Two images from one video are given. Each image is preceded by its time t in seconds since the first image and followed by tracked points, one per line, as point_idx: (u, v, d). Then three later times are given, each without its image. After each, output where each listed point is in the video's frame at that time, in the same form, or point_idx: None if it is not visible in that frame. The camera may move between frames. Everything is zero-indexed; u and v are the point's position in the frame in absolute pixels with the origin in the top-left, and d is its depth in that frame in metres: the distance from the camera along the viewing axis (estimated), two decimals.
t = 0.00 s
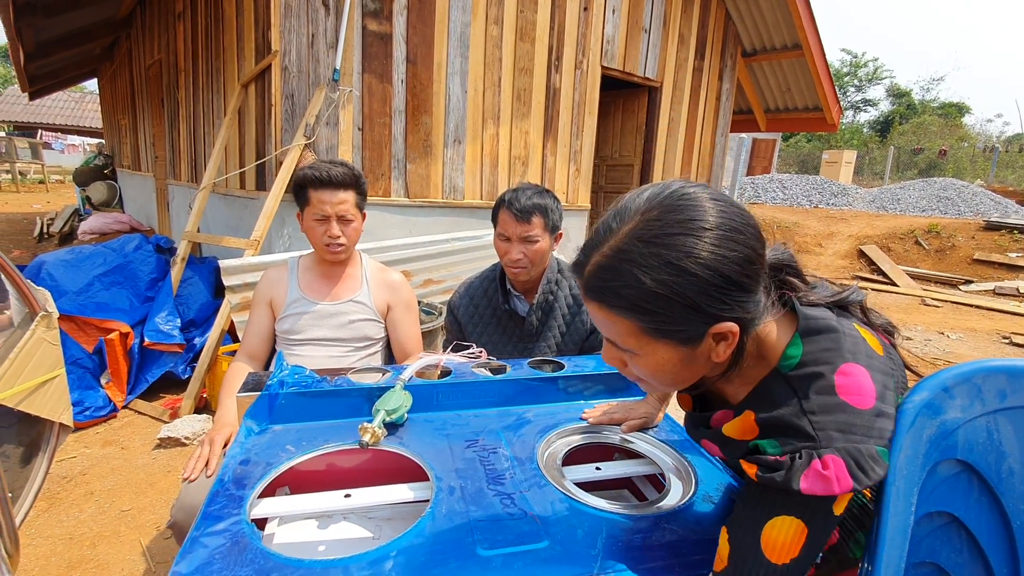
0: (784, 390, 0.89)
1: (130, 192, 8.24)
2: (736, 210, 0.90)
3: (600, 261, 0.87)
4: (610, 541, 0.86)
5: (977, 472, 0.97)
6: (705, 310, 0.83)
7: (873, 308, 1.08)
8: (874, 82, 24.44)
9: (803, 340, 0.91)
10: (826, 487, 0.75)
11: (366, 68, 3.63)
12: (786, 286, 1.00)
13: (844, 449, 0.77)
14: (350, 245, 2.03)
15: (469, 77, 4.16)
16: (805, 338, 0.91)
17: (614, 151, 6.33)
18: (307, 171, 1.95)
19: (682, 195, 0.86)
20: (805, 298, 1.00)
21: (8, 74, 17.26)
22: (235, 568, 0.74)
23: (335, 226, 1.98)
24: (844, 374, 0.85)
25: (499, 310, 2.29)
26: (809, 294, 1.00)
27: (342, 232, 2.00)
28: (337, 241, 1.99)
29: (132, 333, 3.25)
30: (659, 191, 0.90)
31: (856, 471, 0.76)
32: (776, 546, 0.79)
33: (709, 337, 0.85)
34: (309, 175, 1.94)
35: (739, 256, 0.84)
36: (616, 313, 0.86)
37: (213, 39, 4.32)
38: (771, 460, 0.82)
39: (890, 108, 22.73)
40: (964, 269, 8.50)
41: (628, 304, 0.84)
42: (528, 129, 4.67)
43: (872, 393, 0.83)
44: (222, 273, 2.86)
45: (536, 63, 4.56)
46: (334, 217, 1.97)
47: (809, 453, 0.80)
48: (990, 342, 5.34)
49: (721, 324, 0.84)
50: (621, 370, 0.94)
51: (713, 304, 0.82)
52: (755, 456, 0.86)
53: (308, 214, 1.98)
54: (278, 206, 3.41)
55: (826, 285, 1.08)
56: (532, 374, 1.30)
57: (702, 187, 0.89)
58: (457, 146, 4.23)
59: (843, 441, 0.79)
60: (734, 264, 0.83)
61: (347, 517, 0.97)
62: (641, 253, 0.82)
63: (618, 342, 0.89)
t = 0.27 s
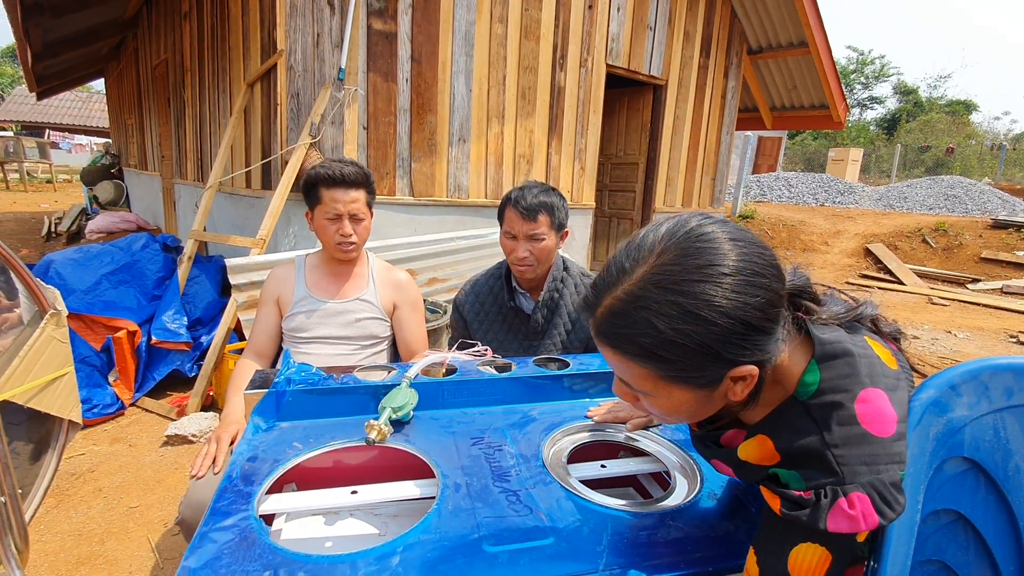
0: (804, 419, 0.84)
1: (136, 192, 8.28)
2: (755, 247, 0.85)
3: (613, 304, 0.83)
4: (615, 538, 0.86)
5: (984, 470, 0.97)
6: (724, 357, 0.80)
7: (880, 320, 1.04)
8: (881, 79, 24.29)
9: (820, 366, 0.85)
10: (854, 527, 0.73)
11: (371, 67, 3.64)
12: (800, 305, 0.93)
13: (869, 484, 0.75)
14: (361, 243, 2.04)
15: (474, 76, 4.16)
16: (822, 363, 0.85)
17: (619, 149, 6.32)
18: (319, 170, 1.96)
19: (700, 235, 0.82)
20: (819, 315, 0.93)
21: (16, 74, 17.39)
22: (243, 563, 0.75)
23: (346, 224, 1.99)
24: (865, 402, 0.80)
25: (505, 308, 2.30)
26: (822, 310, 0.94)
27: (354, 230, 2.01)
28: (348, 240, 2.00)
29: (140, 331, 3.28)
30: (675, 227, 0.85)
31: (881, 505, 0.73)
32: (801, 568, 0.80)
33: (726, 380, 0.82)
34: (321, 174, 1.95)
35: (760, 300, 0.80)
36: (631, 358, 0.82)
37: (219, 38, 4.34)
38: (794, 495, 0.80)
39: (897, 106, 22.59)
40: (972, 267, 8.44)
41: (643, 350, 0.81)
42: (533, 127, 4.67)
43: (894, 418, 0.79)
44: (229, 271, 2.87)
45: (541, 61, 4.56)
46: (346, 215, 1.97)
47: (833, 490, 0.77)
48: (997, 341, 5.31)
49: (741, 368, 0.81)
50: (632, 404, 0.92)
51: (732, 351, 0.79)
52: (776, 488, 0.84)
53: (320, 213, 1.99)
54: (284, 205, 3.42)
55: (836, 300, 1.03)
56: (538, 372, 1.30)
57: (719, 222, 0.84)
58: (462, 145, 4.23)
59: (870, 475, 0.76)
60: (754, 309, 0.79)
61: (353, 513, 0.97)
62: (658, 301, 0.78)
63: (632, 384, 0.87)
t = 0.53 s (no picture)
0: (816, 437, 0.82)
1: (143, 190, 8.32)
2: (772, 278, 0.83)
3: (624, 336, 0.80)
4: (621, 534, 0.86)
5: (995, 468, 0.96)
6: (737, 393, 0.78)
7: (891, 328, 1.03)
8: (888, 76, 24.11)
9: (829, 383, 0.85)
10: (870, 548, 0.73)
11: (376, 65, 3.64)
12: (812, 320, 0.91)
13: (884, 504, 0.74)
14: (368, 239, 2.04)
15: (479, 73, 4.16)
16: (832, 380, 0.84)
17: (623, 147, 6.30)
18: (328, 166, 1.97)
19: (717, 266, 0.78)
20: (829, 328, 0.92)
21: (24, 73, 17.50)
22: (252, 558, 0.75)
23: (355, 219, 1.99)
24: (876, 419, 0.80)
25: (510, 305, 2.30)
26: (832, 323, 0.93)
27: (362, 225, 2.01)
28: (356, 235, 2.00)
29: (147, 328, 3.29)
30: (690, 255, 0.81)
31: (895, 522, 0.74)
32: None
33: (738, 413, 0.80)
34: (332, 170, 1.96)
35: (777, 337, 0.78)
36: (640, 391, 0.80)
37: (224, 37, 4.35)
38: (810, 515, 0.80)
39: (905, 103, 22.43)
40: (980, 266, 8.38)
41: (654, 385, 0.79)
42: (538, 125, 4.66)
43: (904, 432, 0.78)
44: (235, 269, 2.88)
45: (546, 58, 4.55)
46: (354, 211, 1.97)
47: (847, 510, 0.76)
48: (1006, 340, 5.26)
49: (755, 402, 0.79)
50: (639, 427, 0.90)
51: (746, 388, 0.77)
52: (792, 508, 0.83)
53: (328, 208, 1.99)
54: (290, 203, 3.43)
55: (846, 312, 1.02)
56: (544, 369, 1.30)
57: (735, 252, 0.81)
58: (466, 143, 4.23)
59: (886, 492, 0.75)
60: (771, 346, 0.77)
61: (360, 509, 0.98)
62: (673, 337, 0.75)
63: (641, 413, 0.85)
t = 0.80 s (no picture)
0: (822, 451, 0.82)
1: (148, 188, 8.34)
2: (776, 308, 0.81)
3: (626, 372, 0.79)
4: (626, 534, 0.86)
5: (1003, 468, 0.96)
6: (741, 429, 0.77)
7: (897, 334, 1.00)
8: (894, 73, 23.98)
9: (835, 398, 0.83)
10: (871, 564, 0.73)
11: (380, 63, 3.63)
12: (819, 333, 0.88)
13: (886, 520, 0.74)
14: (371, 236, 2.04)
15: (483, 71, 4.15)
16: (838, 395, 0.83)
17: (627, 145, 6.28)
18: (331, 163, 1.97)
19: (721, 301, 0.76)
20: (837, 338, 0.89)
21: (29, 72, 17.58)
22: (257, 556, 0.76)
23: (357, 215, 1.99)
24: (882, 434, 0.79)
25: (514, 303, 2.29)
26: (840, 333, 0.90)
27: (364, 221, 2.01)
28: (359, 230, 2.00)
29: (152, 326, 3.30)
30: (694, 287, 0.79)
31: (897, 538, 0.74)
32: None
33: (742, 444, 0.80)
34: (334, 166, 1.96)
35: (782, 372, 0.77)
36: (642, 426, 0.80)
37: (228, 35, 4.35)
38: (812, 529, 0.79)
39: (910, 101, 22.32)
40: (986, 264, 8.33)
41: (656, 421, 0.78)
42: (541, 123, 4.66)
43: (909, 448, 0.78)
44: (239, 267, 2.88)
45: (549, 56, 4.54)
46: (356, 206, 1.97)
47: (850, 525, 0.76)
48: (1012, 339, 5.23)
49: (760, 434, 0.78)
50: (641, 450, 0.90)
51: (751, 424, 0.77)
52: (793, 521, 0.82)
53: (331, 204, 1.99)
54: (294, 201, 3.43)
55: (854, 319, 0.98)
56: (547, 367, 1.30)
57: (738, 284, 0.79)
58: (470, 141, 4.23)
59: (889, 508, 0.75)
60: (775, 383, 0.76)
61: (364, 507, 0.98)
62: (676, 378, 0.74)
63: (644, 442, 0.85)
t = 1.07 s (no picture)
0: (821, 463, 0.81)
1: (151, 186, 8.36)
2: (776, 336, 0.78)
3: (620, 401, 0.78)
4: (627, 530, 0.86)
5: (1007, 466, 0.96)
6: (738, 458, 0.76)
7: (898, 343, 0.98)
8: (898, 71, 23.87)
9: (835, 409, 0.82)
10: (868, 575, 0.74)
11: (382, 60, 3.63)
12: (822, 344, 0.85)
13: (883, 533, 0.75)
14: (373, 235, 2.05)
15: (485, 69, 4.15)
16: (838, 407, 0.82)
17: (630, 142, 6.27)
18: (335, 161, 1.96)
19: (718, 332, 0.74)
20: (839, 348, 0.87)
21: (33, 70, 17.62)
22: (259, 552, 0.76)
23: (361, 215, 1.99)
24: (880, 446, 0.79)
25: (516, 301, 2.29)
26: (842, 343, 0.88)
27: (368, 221, 2.01)
28: (362, 230, 2.01)
29: (155, 323, 3.32)
30: (691, 315, 0.76)
31: (893, 549, 0.75)
32: None
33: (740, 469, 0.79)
34: (338, 165, 1.95)
35: (780, 403, 0.75)
36: (637, 453, 0.80)
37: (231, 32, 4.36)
38: (809, 540, 0.78)
39: (915, 98, 22.21)
40: (990, 262, 8.29)
41: (651, 450, 0.78)
42: (544, 120, 4.65)
43: (907, 460, 0.78)
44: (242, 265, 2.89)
45: (552, 53, 4.53)
46: (361, 206, 1.98)
47: (847, 538, 0.77)
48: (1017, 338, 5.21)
49: (759, 459, 0.77)
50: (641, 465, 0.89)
51: (748, 454, 0.75)
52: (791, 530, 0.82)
53: (335, 203, 1.99)
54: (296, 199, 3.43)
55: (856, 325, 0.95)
56: (548, 365, 1.30)
57: (735, 311, 0.77)
58: (472, 138, 4.23)
59: (886, 521, 0.75)
60: (773, 415, 0.74)
61: (366, 504, 0.98)
62: (669, 412, 0.73)
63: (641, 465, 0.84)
